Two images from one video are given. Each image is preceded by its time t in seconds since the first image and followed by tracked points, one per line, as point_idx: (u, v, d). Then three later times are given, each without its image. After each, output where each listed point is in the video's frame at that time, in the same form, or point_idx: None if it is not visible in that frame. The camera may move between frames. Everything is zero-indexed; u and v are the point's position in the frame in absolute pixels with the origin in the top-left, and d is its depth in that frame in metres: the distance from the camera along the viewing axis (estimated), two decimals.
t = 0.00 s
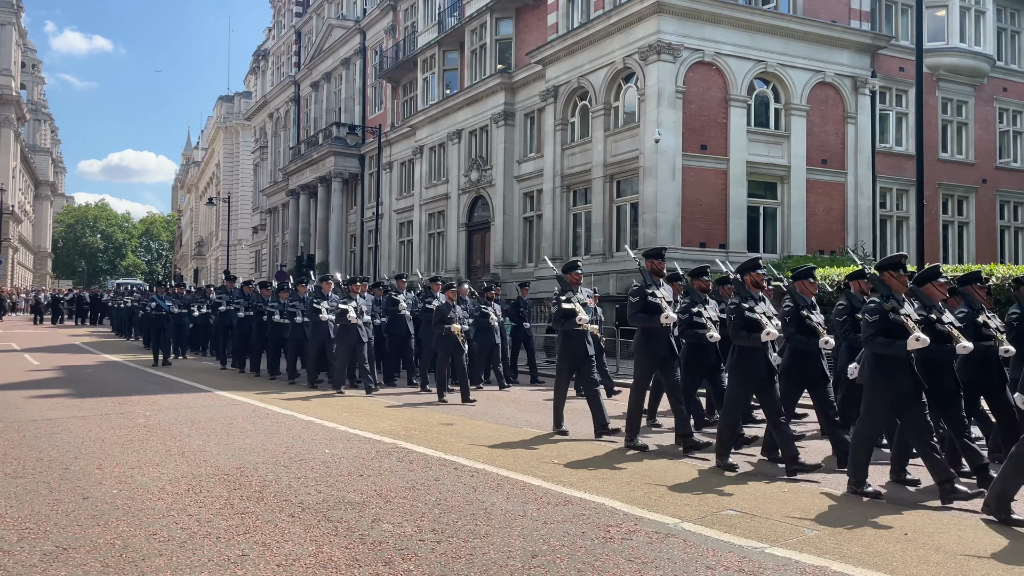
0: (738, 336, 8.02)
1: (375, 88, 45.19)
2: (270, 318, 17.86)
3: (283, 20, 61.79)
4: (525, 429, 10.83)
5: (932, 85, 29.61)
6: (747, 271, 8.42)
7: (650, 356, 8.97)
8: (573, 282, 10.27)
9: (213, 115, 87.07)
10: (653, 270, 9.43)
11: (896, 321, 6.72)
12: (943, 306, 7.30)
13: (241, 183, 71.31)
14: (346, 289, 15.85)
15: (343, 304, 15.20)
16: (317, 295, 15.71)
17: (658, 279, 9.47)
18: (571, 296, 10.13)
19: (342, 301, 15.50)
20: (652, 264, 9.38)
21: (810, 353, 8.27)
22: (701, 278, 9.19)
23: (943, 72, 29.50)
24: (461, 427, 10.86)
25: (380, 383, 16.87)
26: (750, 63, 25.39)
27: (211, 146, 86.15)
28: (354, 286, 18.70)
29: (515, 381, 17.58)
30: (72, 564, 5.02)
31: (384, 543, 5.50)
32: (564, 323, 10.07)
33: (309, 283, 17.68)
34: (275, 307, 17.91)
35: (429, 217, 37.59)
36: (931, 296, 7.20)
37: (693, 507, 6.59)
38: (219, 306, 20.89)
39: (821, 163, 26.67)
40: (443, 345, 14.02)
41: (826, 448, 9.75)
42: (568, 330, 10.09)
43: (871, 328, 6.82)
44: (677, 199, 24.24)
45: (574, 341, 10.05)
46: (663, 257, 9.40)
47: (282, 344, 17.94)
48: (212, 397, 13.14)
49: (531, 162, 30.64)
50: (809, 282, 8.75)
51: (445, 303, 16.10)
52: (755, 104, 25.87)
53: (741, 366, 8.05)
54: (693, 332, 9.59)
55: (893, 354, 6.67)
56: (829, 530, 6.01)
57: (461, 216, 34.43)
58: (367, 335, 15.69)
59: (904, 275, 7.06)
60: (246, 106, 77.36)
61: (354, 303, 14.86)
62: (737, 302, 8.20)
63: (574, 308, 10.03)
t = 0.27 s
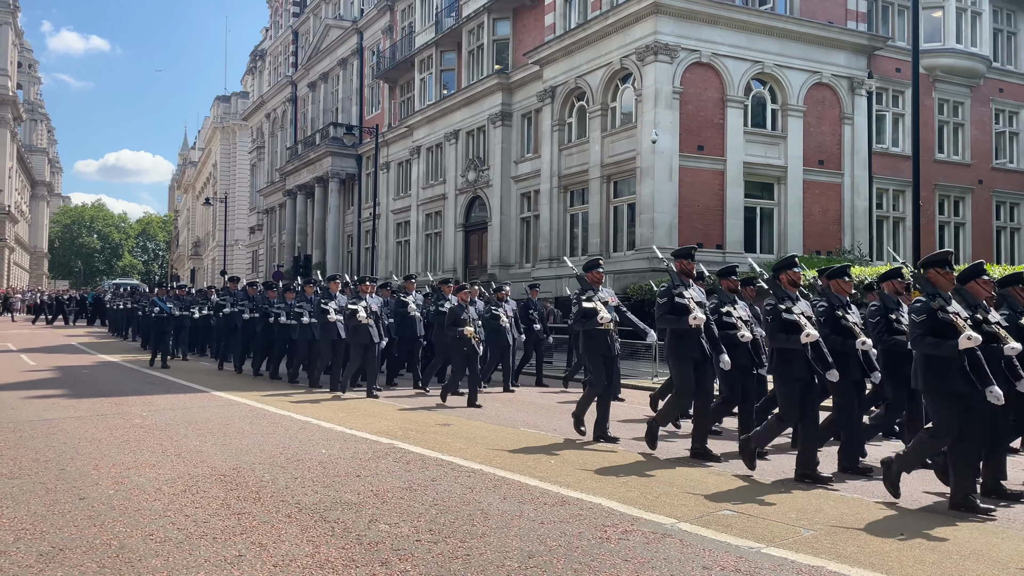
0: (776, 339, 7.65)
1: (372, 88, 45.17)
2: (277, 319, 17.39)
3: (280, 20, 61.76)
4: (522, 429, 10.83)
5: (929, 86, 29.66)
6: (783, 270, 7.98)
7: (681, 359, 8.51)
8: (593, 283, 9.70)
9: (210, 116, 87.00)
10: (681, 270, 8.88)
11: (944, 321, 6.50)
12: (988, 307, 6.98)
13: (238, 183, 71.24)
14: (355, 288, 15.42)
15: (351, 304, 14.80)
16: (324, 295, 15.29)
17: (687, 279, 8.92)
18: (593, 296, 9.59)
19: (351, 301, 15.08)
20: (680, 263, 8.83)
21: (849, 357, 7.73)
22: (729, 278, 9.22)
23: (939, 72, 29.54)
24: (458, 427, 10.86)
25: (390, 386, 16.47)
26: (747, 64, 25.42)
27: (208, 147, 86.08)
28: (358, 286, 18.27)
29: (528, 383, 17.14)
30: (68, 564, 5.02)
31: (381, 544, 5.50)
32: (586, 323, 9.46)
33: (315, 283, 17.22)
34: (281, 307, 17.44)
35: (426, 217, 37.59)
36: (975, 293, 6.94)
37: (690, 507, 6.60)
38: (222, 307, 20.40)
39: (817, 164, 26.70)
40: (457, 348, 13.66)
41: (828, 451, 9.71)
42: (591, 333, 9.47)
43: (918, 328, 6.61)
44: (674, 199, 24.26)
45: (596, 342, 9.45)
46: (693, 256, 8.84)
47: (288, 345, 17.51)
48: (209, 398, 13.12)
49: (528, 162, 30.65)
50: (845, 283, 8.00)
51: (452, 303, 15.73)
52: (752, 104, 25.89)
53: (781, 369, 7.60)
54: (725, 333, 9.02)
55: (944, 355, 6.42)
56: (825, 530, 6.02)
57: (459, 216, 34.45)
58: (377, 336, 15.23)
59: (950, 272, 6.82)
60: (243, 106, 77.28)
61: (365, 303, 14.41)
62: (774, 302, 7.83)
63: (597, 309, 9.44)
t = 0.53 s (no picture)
0: (811, 343, 7.20)
1: (369, 88, 45.13)
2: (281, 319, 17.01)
3: (278, 20, 61.70)
4: (519, 430, 10.83)
5: (926, 87, 29.71)
6: (821, 271, 7.42)
7: (710, 360, 8.17)
8: (612, 284, 9.19)
9: (207, 116, 86.91)
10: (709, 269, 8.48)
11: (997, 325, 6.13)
12: None
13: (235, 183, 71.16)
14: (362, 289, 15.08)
15: (359, 305, 14.47)
16: (330, 295, 14.93)
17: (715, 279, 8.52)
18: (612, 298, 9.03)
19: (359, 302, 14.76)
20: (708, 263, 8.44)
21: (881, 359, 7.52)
22: (759, 277, 8.59)
23: (936, 73, 29.58)
24: (454, 427, 10.85)
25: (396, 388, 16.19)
26: (745, 64, 25.44)
27: (205, 147, 86.03)
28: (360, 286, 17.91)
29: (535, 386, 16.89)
30: (64, 564, 5.01)
31: (377, 544, 5.49)
32: (608, 328, 8.90)
33: (321, 283, 16.84)
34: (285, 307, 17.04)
35: (423, 217, 37.58)
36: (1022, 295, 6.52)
37: (687, 508, 6.59)
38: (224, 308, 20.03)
39: (814, 164, 26.73)
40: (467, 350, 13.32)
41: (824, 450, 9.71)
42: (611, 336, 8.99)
43: (966, 332, 6.27)
44: (671, 200, 24.28)
45: (618, 347, 8.96)
46: (720, 255, 8.45)
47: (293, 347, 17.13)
48: (205, 398, 13.10)
49: (525, 162, 30.66)
50: (880, 285, 8.05)
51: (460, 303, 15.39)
52: (749, 105, 25.92)
53: (819, 375, 7.23)
54: (751, 335, 8.37)
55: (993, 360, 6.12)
56: (822, 531, 6.02)
57: (456, 216, 34.45)
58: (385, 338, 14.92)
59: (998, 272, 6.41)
60: (240, 106, 77.21)
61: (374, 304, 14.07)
62: (808, 306, 7.38)
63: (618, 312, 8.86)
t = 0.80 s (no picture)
0: (854, 344, 6.85)
1: (368, 88, 45.10)
2: (285, 319, 16.78)
3: (276, 20, 61.66)
4: (517, 430, 10.82)
5: (924, 88, 29.76)
6: (858, 269, 7.09)
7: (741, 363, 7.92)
8: (636, 283, 9.13)
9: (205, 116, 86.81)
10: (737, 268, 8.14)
11: None
12: None
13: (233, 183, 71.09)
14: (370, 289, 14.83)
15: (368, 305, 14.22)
16: (337, 295, 14.76)
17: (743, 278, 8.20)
18: (638, 297, 8.93)
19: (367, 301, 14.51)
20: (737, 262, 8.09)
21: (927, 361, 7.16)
22: (789, 279, 8.23)
23: (934, 75, 29.63)
24: (452, 428, 10.85)
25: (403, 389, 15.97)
26: (743, 65, 25.46)
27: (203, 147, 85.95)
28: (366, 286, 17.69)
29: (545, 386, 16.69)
30: (61, 564, 5.01)
31: (375, 544, 5.49)
32: (632, 327, 8.86)
33: (326, 282, 16.62)
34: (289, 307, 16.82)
35: (421, 217, 37.56)
36: None
37: (684, 508, 6.60)
38: (225, 307, 19.78)
39: (812, 165, 26.76)
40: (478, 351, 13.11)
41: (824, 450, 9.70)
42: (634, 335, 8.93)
43: None
44: (669, 200, 24.30)
45: (642, 347, 8.85)
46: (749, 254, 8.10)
47: (297, 347, 16.91)
48: (203, 398, 13.08)
49: (524, 163, 30.66)
50: (920, 283, 7.55)
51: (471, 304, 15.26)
52: (747, 106, 25.94)
53: (862, 377, 6.88)
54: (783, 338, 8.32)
55: None
56: (820, 531, 6.02)
57: (454, 216, 34.45)
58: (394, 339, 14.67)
59: None
60: (238, 106, 77.14)
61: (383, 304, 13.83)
62: (850, 306, 6.96)
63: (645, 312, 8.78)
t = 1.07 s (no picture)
0: (902, 348, 6.62)
1: (366, 88, 45.08)
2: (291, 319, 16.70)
3: (275, 20, 61.63)
4: (514, 431, 10.81)
5: (922, 90, 29.80)
6: (907, 272, 6.91)
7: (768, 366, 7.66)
8: (664, 284, 8.95)
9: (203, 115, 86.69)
10: (772, 268, 7.97)
11: None
12: None
13: (232, 183, 71.06)
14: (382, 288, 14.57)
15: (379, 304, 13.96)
16: (347, 295, 14.73)
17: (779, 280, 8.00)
18: (665, 300, 8.83)
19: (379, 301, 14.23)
20: (771, 262, 7.92)
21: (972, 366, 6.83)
22: (827, 280, 8.03)
23: (932, 77, 29.68)
24: (449, 428, 10.86)
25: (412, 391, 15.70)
26: (741, 67, 25.48)
27: (202, 147, 85.89)
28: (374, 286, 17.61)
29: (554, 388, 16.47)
30: (58, 563, 5.00)
31: (373, 544, 5.49)
32: (658, 330, 8.82)
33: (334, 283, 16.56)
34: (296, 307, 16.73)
35: (420, 218, 37.56)
36: None
37: (680, 509, 6.61)
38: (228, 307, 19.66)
39: (810, 167, 26.79)
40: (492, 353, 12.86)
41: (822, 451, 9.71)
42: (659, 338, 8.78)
43: None
44: (667, 201, 24.32)
45: (665, 352, 8.79)
46: (785, 253, 7.92)
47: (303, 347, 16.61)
48: (200, 397, 13.08)
49: (522, 163, 30.66)
50: (966, 283, 7.16)
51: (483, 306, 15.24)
52: (745, 107, 25.95)
53: (903, 383, 6.64)
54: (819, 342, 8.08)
55: None
56: (816, 532, 6.04)
57: (453, 217, 34.45)
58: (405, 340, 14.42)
59: None
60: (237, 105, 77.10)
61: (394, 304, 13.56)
62: (900, 308, 6.77)
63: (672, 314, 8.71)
